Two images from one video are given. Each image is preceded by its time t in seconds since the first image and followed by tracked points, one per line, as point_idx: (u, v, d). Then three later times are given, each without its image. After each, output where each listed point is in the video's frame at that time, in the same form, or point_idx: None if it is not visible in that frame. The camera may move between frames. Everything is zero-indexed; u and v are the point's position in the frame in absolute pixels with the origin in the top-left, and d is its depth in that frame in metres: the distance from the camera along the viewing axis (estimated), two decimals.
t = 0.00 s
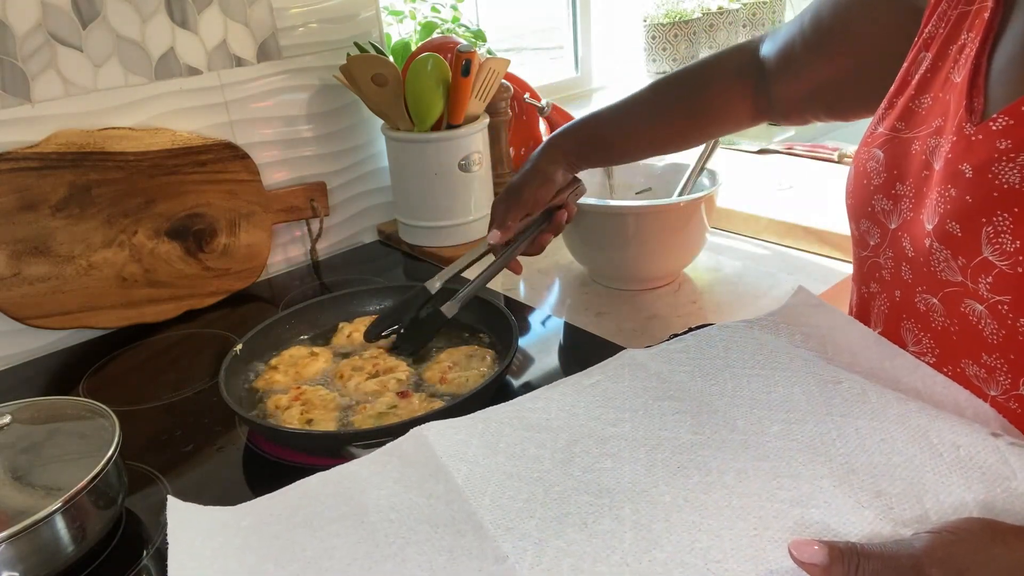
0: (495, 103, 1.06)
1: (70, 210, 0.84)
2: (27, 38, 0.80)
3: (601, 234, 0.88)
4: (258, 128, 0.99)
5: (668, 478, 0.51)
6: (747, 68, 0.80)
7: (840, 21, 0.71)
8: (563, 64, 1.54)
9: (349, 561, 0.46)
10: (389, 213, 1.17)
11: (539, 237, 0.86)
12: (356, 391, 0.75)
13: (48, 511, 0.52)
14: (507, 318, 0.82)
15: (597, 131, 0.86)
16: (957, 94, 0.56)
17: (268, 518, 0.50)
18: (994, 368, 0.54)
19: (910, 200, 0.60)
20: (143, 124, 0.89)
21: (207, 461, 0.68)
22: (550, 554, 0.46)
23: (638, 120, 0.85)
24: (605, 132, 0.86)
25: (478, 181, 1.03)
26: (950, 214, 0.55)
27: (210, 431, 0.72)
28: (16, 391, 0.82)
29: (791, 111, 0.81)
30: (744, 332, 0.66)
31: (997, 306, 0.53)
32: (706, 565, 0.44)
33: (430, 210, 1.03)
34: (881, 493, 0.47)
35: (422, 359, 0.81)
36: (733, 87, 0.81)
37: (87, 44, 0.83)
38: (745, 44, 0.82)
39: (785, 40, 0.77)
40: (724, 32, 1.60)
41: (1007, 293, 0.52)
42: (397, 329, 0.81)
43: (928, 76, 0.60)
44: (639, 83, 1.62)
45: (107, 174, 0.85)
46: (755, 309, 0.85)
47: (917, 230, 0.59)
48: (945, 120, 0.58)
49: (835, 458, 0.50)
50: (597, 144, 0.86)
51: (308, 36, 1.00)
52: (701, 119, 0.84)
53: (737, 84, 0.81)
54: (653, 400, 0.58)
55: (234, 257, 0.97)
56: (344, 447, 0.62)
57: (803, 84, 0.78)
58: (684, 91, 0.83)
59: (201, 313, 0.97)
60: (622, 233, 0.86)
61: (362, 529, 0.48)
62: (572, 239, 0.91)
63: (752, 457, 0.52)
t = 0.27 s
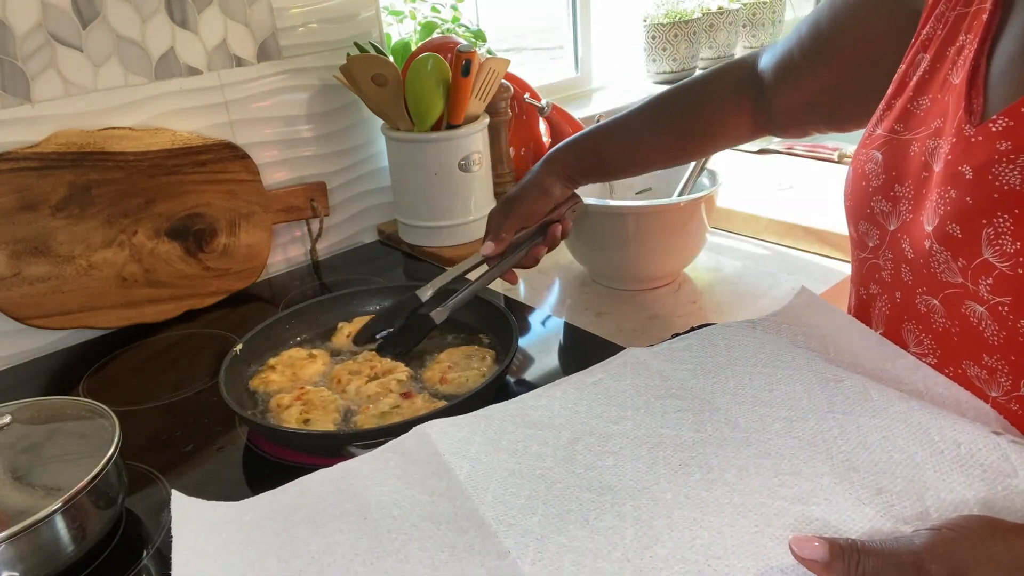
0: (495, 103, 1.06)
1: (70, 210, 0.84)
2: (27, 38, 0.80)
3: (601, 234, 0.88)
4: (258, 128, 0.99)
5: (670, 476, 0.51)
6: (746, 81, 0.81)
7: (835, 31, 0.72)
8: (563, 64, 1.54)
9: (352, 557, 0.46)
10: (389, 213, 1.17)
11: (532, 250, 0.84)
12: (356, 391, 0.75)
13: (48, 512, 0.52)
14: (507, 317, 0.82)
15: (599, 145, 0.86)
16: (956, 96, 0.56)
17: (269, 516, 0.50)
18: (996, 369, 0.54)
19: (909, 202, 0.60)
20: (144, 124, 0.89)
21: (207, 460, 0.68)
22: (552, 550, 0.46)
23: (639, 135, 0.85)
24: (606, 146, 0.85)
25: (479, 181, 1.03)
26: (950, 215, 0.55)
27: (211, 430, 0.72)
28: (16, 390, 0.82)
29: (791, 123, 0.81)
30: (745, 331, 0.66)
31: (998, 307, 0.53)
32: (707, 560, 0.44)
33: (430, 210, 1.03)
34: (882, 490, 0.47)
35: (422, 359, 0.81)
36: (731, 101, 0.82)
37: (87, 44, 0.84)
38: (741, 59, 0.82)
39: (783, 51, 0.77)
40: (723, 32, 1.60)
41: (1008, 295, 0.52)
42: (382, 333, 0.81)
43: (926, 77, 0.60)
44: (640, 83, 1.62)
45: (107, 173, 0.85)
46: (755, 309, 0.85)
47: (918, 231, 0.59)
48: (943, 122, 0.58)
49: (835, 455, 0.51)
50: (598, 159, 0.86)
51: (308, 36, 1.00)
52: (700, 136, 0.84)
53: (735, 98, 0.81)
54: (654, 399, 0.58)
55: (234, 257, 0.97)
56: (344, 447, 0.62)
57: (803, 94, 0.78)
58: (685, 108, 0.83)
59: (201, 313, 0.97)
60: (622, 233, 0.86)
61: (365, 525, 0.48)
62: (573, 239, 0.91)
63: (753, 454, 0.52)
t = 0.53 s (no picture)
0: (495, 103, 1.06)
1: (70, 210, 0.84)
2: (27, 38, 0.80)
3: (601, 234, 0.88)
4: (258, 128, 0.99)
5: (670, 477, 0.51)
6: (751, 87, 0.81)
7: (837, 36, 0.72)
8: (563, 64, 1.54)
9: (352, 559, 0.46)
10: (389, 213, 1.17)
11: (539, 241, 0.86)
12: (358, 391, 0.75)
13: (48, 511, 0.52)
14: (507, 318, 0.82)
15: (601, 144, 0.86)
16: (953, 97, 0.56)
17: (270, 517, 0.50)
18: (996, 371, 0.54)
19: (906, 204, 0.60)
20: (144, 124, 0.89)
21: (207, 461, 0.68)
22: (553, 552, 0.46)
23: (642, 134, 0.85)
24: (610, 146, 0.85)
25: (479, 181, 1.03)
26: (948, 216, 0.55)
27: (210, 431, 0.72)
28: (16, 391, 0.82)
29: (800, 130, 0.81)
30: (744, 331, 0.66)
31: (996, 308, 0.53)
32: (708, 562, 0.44)
33: (430, 210, 1.03)
34: (883, 490, 0.47)
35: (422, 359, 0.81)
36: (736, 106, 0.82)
37: (87, 44, 0.84)
38: (748, 65, 0.82)
39: (786, 59, 0.78)
40: (723, 32, 1.60)
41: (1007, 296, 0.52)
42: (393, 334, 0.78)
43: (923, 78, 0.60)
44: (640, 83, 1.62)
45: (107, 173, 0.85)
46: (755, 310, 0.85)
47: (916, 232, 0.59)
48: (941, 123, 0.58)
49: (836, 456, 0.50)
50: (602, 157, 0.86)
51: (308, 36, 1.00)
52: (704, 137, 0.84)
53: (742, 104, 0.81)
54: (654, 399, 0.58)
55: (234, 257, 0.97)
56: (345, 447, 0.62)
57: (810, 100, 0.77)
58: (690, 114, 0.83)
59: (201, 313, 0.97)
60: (622, 233, 0.86)
61: (364, 528, 0.48)
62: (573, 239, 0.92)
63: (753, 455, 0.52)
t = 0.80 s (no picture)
0: (495, 103, 1.06)
1: (70, 210, 0.84)
2: (27, 38, 0.80)
3: (602, 234, 0.88)
4: (258, 128, 0.99)
5: (672, 473, 0.51)
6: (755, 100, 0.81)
7: (838, 43, 0.72)
8: (563, 63, 1.54)
9: (353, 556, 0.46)
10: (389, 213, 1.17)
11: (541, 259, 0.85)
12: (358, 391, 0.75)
13: (48, 512, 0.52)
14: (507, 318, 0.82)
15: (612, 162, 0.85)
16: (952, 96, 0.56)
17: (272, 515, 0.50)
18: (996, 369, 0.54)
19: (904, 203, 0.60)
20: (144, 124, 0.89)
21: (207, 461, 0.68)
22: (555, 547, 0.46)
23: (652, 152, 0.84)
24: (620, 165, 0.85)
25: (479, 181, 1.03)
26: (948, 215, 0.55)
27: (211, 430, 0.72)
28: (16, 390, 0.82)
29: (809, 140, 0.81)
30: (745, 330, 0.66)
31: (996, 306, 0.53)
32: (711, 558, 0.44)
33: (430, 211, 1.03)
34: (884, 486, 0.47)
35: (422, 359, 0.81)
36: (741, 118, 0.82)
37: (87, 44, 0.83)
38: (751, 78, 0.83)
39: (788, 69, 0.78)
40: (723, 32, 1.60)
41: (1006, 295, 0.52)
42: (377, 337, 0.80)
43: (922, 78, 0.60)
44: (639, 82, 1.61)
45: (107, 173, 0.85)
46: (755, 309, 0.85)
47: (914, 231, 0.59)
48: (940, 123, 0.58)
49: (837, 452, 0.51)
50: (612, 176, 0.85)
51: (308, 36, 1.00)
52: (712, 153, 0.84)
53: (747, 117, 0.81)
54: (656, 396, 0.58)
55: (234, 257, 0.97)
56: (344, 447, 0.62)
57: (817, 109, 0.77)
58: (697, 127, 0.82)
59: (201, 313, 0.97)
60: (622, 233, 0.86)
61: (365, 524, 0.48)
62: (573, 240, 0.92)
63: (754, 452, 0.52)
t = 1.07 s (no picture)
0: (495, 103, 1.06)
1: (70, 210, 0.84)
2: (27, 38, 0.80)
3: (602, 235, 0.88)
4: (258, 128, 0.99)
5: (674, 473, 0.51)
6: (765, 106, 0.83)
7: (844, 50, 0.74)
8: (563, 63, 1.54)
9: (357, 557, 0.46)
10: (389, 213, 1.17)
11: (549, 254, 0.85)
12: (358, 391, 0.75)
13: (48, 512, 0.52)
14: (507, 318, 0.82)
15: (624, 163, 0.86)
16: (953, 98, 0.56)
17: (276, 516, 0.50)
18: (1001, 371, 0.54)
19: (906, 204, 0.60)
20: (144, 124, 0.89)
21: (208, 461, 0.68)
22: (559, 547, 0.46)
23: (662, 153, 0.85)
24: (631, 165, 0.85)
25: (479, 181, 1.03)
26: (950, 216, 0.55)
27: (211, 431, 0.72)
28: (16, 391, 0.82)
29: (819, 146, 0.82)
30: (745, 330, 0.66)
31: (1000, 307, 0.53)
32: (715, 558, 0.44)
33: (430, 211, 1.03)
34: (888, 485, 0.47)
35: (421, 358, 0.81)
36: (750, 125, 0.83)
37: (87, 44, 0.83)
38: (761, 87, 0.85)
39: (798, 76, 0.80)
40: (723, 32, 1.60)
41: (1010, 296, 0.52)
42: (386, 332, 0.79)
43: (923, 80, 0.60)
44: (640, 82, 1.61)
45: (108, 173, 0.85)
46: (756, 309, 0.85)
47: (916, 232, 0.59)
48: (941, 124, 0.58)
49: (841, 451, 0.51)
50: (624, 175, 0.86)
51: (308, 36, 1.00)
52: (721, 158, 0.85)
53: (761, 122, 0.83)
54: (657, 396, 0.58)
55: (234, 257, 0.97)
56: (345, 447, 0.62)
57: (825, 113, 0.79)
58: (704, 132, 0.84)
59: (201, 313, 0.97)
60: (621, 233, 0.86)
61: (369, 525, 0.48)
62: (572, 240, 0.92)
63: (757, 451, 0.52)
